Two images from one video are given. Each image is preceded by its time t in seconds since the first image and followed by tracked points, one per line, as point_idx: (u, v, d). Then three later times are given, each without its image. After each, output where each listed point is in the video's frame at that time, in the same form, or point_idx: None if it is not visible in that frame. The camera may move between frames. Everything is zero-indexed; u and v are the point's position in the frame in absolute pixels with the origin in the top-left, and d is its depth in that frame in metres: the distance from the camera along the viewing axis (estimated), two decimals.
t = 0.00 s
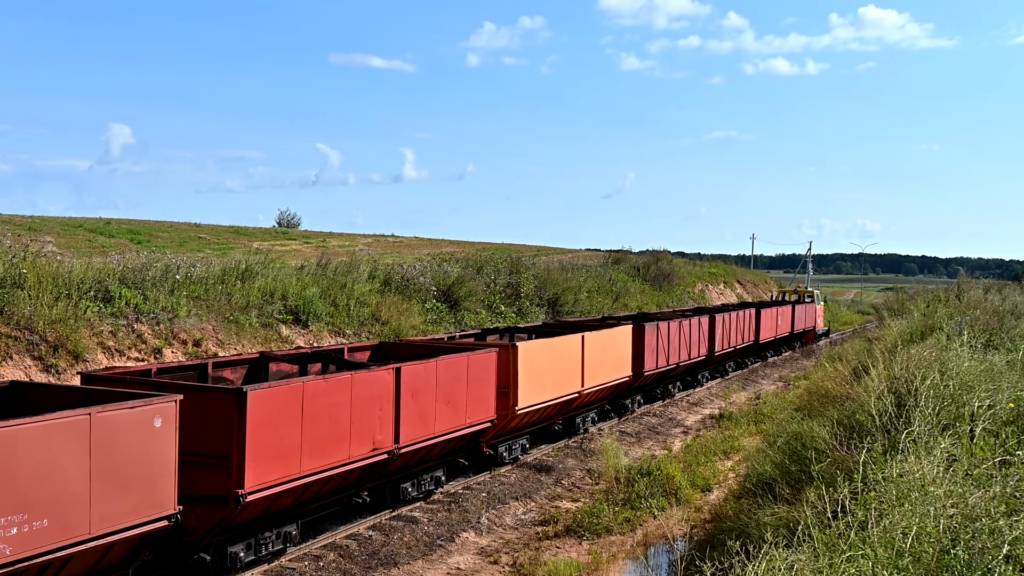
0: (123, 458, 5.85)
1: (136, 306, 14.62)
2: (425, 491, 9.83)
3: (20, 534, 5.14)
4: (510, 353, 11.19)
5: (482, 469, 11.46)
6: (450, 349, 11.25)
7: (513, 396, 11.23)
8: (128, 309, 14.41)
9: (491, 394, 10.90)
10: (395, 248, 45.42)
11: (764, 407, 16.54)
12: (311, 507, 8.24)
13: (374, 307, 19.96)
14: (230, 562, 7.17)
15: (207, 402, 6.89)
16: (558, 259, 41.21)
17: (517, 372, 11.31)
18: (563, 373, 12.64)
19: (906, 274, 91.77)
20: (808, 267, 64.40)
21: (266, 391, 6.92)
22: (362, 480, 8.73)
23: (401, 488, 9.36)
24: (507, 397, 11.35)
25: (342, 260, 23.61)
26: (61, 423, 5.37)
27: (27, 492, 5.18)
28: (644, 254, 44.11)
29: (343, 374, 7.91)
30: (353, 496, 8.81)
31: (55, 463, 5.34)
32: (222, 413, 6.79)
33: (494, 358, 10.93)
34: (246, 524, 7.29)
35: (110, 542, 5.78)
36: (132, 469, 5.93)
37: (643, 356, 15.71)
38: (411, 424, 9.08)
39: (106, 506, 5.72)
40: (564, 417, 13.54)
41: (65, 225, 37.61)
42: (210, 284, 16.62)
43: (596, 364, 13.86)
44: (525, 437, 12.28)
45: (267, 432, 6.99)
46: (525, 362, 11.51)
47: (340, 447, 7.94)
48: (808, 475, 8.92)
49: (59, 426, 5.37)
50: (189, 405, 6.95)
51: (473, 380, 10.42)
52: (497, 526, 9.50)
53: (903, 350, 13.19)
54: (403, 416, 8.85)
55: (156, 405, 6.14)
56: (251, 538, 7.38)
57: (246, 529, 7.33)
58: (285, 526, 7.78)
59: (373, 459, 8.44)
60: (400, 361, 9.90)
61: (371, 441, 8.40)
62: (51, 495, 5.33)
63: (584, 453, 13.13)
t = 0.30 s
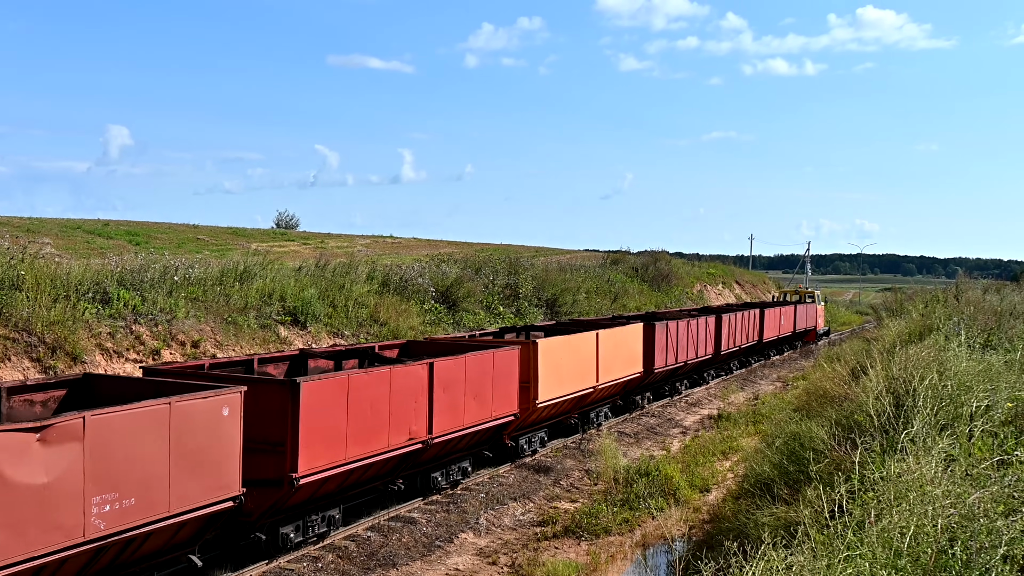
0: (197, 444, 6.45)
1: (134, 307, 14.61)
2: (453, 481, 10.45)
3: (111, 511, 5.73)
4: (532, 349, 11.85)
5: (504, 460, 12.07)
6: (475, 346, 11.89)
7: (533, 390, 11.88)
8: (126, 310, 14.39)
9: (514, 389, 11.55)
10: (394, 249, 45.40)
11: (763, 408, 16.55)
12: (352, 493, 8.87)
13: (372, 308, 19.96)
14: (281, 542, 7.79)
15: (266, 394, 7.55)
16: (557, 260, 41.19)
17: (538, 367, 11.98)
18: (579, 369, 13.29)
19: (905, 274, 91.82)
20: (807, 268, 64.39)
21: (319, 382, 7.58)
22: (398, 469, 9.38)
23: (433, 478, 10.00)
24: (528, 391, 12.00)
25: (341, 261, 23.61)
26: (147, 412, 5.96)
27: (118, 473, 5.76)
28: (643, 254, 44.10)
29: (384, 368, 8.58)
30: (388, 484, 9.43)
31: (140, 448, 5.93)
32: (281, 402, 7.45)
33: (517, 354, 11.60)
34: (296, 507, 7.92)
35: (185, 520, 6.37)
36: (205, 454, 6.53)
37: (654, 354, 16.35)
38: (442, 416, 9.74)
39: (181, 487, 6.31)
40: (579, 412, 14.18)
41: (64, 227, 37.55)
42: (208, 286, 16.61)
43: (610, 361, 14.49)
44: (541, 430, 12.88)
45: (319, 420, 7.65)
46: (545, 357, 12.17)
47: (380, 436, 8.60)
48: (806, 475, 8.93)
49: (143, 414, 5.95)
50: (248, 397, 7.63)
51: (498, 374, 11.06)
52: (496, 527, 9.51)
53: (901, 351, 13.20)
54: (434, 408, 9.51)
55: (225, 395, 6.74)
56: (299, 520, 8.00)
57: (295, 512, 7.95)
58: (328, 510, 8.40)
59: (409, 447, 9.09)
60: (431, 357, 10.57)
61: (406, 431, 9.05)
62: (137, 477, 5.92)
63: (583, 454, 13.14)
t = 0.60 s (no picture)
0: (257, 431, 7.15)
1: (134, 308, 14.62)
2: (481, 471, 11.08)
3: (187, 489, 6.43)
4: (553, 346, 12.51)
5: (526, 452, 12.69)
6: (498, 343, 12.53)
7: (554, 384, 12.56)
8: (126, 311, 14.39)
9: (536, 384, 12.22)
10: (393, 249, 45.34)
11: (763, 408, 16.52)
12: (389, 481, 9.50)
13: (372, 308, 19.97)
14: (328, 524, 8.39)
15: (315, 387, 8.25)
16: (556, 260, 41.15)
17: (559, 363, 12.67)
18: (595, 365, 13.97)
19: (904, 274, 91.79)
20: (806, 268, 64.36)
21: (363, 375, 8.25)
22: (429, 458, 10.01)
23: (461, 467, 10.64)
24: (549, 386, 12.70)
25: (340, 262, 23.59)
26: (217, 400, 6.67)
27: (193, 455, 6.46)
28: (642, 254, 44.06)
29: (419, 363, 9.25)
30: (421, 474, 10.07)
31: (211, 433, 6.64)
32: (329, 394, 8.14)
33: (539, 351, 12.30)
34: (339, 491, 8.55)
35: (246, 500, 7.06)
36: (263, 439, 7.23)
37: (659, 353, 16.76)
38: (472, 409, 10.40)
39: (246, 470, 7.03)
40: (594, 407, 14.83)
41: (64, 228, 37.46)
42: (208, 287, 16.61)
43: (624, 359, 15.18)
44: (560, 425, 13.49)
45: (364, 410, 8.31)
46: (564, 355, 12.85)
47: (417, 427, 9.24)
48: (806, 476, 8.93)
49: (214, 403, 6.65)
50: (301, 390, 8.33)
51: (522, 370, 11.75)
52: (496, 527, 9.51)
53: (900, 351, 13.21)
54: (465, 401, 10.17)
55: (280, 387, 7.45)
56: (342, 504, 8.62)
57: (339, 496, 8.58)
58: (368, 496, 9.02)
59: (443, 437, 9.74)
60: (459, 354, 11.22)
61: (440, 422, 9.70)
62: (208, 459, 6.61)
63: (583, 454, 13.14)
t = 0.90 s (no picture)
0: (307, 419, 7.85)
1: (134, 309, 14.62)
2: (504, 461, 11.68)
3: (250, 471, 7.11)
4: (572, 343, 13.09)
5: (546, 445, 13.28)
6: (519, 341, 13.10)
7: (573, 380, 13.16)
8: (126, 312, 14.38)
9: (556, 379, 12.84)
10: (392, 250, 45.21)
11: (763, 408, 16.51)
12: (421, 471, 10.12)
13: (371, 309, 19.98)
14: (368, 508, 8.97)
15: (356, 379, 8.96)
16: (555, 261, 41.08)
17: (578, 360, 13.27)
18: (610, 363, 14.54)
19: (904, 274, 91.74)
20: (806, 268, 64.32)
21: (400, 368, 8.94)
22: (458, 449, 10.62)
23: (486, 457, 11.24)
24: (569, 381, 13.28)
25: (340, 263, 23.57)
26: (274, 390, 7.37)
27: (254, 439, 7.15)
28: (641, 255, 44.00)
29: (450, 358, 9.94)
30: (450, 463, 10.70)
31: (270, 421, 7.34)
32: (369, 385, 8.84)
33: (559, 348, 12.92)
34: (377, 478, 9.18)
35: (299, 482, 7.76)
36: (312, 427, 7.93)
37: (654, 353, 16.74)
38: (497, 402, 11.10)
39: (300, 454, 7.75)
40: (609, 402, 15.39)
41: (62, 229, 37.36)
42: (207, 287, 16.60)
43: (637, 356, 15.82)
44: (576, 418, 14.06)
45: (402, 401, 8.99)
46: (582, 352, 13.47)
47: (448, 418, 9.93)
48: (806, 476, 8.92)
49: (272, 392, 7.37)
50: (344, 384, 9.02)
51: (543, 365, 12.39)
52: (495, 528, 9.50)
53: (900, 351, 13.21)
54: (492, 395, 10.85)
55: (325, 379, 8.15)
56: (380, 490, 9.23)
57: (377, 483, 9.20)
58: (403, 483, 9.62)
59: (471, 429, 10.43)
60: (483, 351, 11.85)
61: (468, 415, 10.36)
62: (267, 444, 7.30)
63: (582, 454, 13.14)
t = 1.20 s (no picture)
0: (354, 409, 8.50)
1: (134, 310, 14.63)
2: (526, 453, 12.29)
3: (305, 457, 7.76)
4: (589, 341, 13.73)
5: (564, 437, 13.93)
6: (539, 339, 13.74)
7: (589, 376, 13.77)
8: (126, 313, 14.40)
9: (574, 375, 13.45)
10: (392, 251, 45.15)
11: (763, 409, 16.51)
12: (450, 461, 10.76)
13: (371, 310, 19.99)
14: (404, 495, 9.59)
15: (393, 374, 9.61)
16: (555, 261, 41.07)
17: (594, 358, 13.91)
18: (623, 359, 15.10)
19: (904, 274, 91.69)
20: (806, 268, 64.29)
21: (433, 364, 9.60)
22: (484, 440, 11.27)
23: (509, 449, 11.87)
24: (587, 377, 13.91)
25: (340, 264, 23.57)
26: (326, 381, 8.02)
27: (310, 427, 7.80)
28: (642, 255, 44.01)
29: (478, 356, 10.58)
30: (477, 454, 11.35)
31: (322, 411, 8.00)
32: (405, 380, 9.49)
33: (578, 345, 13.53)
34: (411, 467, 9.82)
35: (347, 468, 8.41)
36: (359, 416, 8.58)
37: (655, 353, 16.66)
38: (521, 397, 11.77)
39: (348, 442, 8.40)
40: (622, 398, 15.97)
41: (62, 231, 37.31)
42: (207, 288, 16.61)
43: (649, 354, 16.40)
44: (592, 413, 14.71)
45: (435, 396, 9.63)
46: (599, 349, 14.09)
47: (476, 411, 10.60)
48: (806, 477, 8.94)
49: (325, 384, 8.02)
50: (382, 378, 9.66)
51: (563, 361, 13.02)
52: (495, 528, 9.50)
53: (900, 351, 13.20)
54: (515, 389, 11.51)
55: (370, 371, 8.81)
56: (413, 478, 9.86)
57: (410, 472, 9.83)
58: (434, 473, 10.25)
59: (497, 421, 11.11)
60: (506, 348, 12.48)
61: (494, 409, 11.03)
62: (320, 432, 7.95)
63: (582, 455, 13.15)
